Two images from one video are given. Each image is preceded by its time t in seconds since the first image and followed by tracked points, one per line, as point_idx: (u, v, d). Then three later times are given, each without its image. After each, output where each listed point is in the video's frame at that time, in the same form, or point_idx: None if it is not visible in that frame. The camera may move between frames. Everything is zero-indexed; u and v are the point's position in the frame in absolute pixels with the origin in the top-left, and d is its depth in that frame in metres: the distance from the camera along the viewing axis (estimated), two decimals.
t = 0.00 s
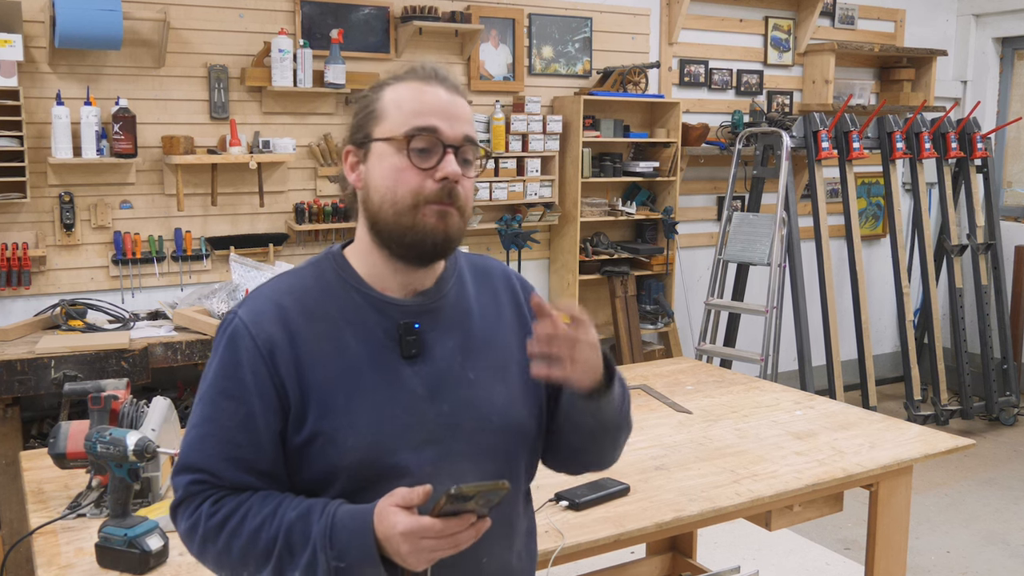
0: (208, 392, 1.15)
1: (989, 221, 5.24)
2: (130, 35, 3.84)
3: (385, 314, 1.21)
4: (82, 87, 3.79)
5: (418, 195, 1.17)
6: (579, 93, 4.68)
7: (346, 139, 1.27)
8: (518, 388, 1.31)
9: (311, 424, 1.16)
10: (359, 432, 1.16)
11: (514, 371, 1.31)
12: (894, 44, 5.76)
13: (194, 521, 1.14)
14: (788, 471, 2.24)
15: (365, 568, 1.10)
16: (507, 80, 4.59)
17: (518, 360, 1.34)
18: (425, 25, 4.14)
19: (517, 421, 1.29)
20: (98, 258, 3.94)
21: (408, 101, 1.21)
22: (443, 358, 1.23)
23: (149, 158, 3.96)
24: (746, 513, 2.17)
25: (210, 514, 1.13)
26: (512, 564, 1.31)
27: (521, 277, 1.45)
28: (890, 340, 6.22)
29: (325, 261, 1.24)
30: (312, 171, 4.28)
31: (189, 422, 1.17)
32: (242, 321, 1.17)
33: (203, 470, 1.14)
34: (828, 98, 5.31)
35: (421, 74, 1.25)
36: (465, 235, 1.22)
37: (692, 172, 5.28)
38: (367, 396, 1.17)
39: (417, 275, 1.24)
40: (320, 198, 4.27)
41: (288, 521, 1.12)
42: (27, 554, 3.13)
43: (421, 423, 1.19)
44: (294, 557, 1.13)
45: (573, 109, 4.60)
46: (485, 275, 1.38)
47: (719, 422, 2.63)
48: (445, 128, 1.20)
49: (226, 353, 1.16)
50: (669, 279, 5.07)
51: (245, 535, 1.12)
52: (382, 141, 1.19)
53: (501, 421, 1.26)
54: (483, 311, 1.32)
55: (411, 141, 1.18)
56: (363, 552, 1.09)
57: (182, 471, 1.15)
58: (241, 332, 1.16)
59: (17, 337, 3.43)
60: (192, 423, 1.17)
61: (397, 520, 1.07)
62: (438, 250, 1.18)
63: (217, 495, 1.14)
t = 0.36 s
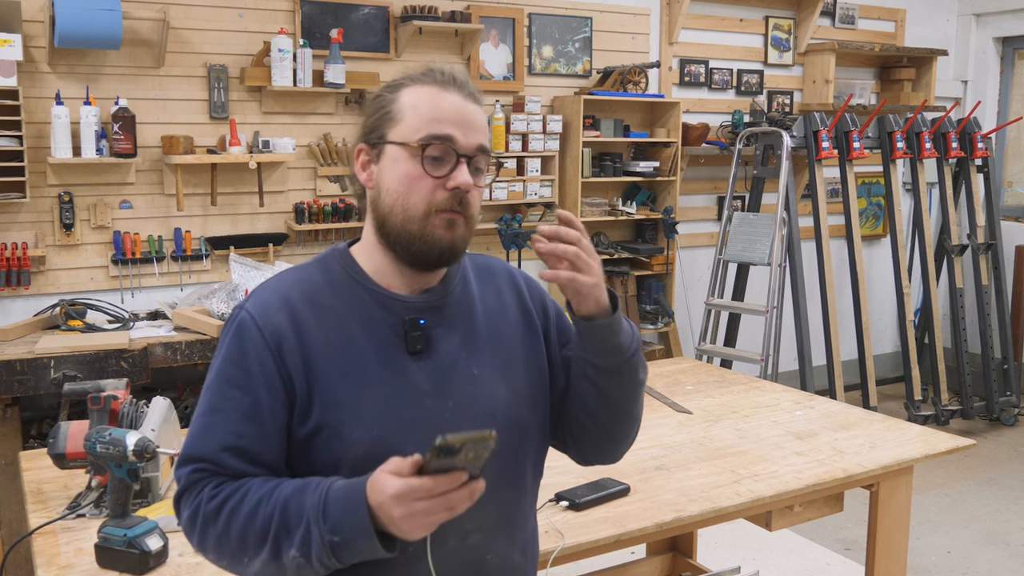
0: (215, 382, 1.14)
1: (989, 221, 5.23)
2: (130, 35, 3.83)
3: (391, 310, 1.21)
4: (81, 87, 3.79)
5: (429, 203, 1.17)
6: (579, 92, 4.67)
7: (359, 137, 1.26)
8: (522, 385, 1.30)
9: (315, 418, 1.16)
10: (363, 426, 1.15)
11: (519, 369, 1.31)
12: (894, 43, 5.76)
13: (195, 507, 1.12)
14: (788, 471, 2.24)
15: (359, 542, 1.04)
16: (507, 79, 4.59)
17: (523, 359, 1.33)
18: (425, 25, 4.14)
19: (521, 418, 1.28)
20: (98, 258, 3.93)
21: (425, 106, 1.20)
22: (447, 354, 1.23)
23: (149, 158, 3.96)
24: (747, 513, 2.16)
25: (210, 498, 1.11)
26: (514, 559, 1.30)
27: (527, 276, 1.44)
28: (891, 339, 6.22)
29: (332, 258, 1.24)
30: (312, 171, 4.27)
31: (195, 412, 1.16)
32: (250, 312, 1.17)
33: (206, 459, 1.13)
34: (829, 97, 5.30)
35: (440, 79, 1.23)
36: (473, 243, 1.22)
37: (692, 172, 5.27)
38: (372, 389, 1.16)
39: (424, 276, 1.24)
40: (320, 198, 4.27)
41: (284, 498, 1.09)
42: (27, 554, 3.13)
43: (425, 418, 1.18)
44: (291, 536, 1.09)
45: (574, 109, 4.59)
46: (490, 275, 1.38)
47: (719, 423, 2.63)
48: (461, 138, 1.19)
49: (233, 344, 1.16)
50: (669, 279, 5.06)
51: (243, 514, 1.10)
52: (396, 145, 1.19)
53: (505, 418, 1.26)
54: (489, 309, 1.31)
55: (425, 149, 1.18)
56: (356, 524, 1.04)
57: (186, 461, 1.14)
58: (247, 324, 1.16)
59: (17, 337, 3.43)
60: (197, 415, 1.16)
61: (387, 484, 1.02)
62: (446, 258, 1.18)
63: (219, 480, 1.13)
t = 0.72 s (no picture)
0: (246, 361, 1.07)
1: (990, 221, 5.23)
2: (130, 35, 3.83)
3: (401, 306, 1.20)
4: (81, 86, 3.78)
5: (417, 196, 1.18)
6: (579, 92, 4.67)
7: (351, 137, 1.27)
8: (525, 384, 1.31)
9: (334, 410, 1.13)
10: (382, 419, 1.14)
11: (523, 370, 1.32)
12: (895, 43, 5.75)
13: (247, 488, 1.00)
14: (788, 472, 2.23)
15: (453, 510, 0.98)
16: (507, 79, 4.59)
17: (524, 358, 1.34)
18: (425, 25, 4.14)
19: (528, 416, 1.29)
20: (98, 258, 3.93)
21: (408, 99, 1.19)
22: (459, 350, 1.23)
23: (149, 158, 3.96)
24: (747, 513, 2.16)
25: (266, 475, 1.00)
26: (523, 557, 1.32)
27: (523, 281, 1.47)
28: (891, 339, 6.22)
29: (337, 253, 1.23)
30: (312, 171, 4.27)
31: (219, 394, 1.08)
32: (271, 297, 1.13)
33: (252, 438, 1.03)
34: (829, 97, 5.30)
35: (424, 72, 1.22)
36: (467, 233, 1.23)
37: (692, 172, 5.27)
38: (388, 384, 1.15)
39: (428, 271, 1.24)
40: (320, 198, 4.26)
41: (360, 469, 1.00)
42: (26, 554, 3.12)
43: (442, 412, 1.18)
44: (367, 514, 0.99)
45: (574, 108, 4.59)
46: (491, 274, 1.39)
47: (719, 423, 2.63)
48: (443, 129, 1.18)
49: (260, 325, 1.11)
50: (669, 279, 5.06)
51: (310, 492, 0.99)
52: (380, 142, 1.19)
53: (514, 415, 1.26)
54: (494, 308, 1.32)
55: (407, 142, 1.18)
56: (455, 489, 0.97)
57: (224, 442, 1.03)
58: (270, 307, 1.12)
59: (16, 337, 3.43)
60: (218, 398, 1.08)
61: (502, 443, 0.98)
62: (439, 251, 1.19)
63: (273, 460, 1.02)
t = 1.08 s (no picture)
0: (249, 386, 1.11)
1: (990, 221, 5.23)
2: (129, 34, 3.82)
3: (411, 315, 1.21)
4: (81, 86, 3.78)
5: (415, 203, 1.18)
6: (579, 92, 4.67)
7: (351, 147, 1.27)
8: (534, 389, 1.33)
9: (345, 424, 1.15)
10: (395, 432, 1.15)
11: (530, 374, 1.34)
12: (895, 43, 5.75)
13: (246, 528, 1.09)
14: (789, 472, 2.23)
15: (439, 564, 1.08)
16: (507, 79, 4.58)
17: (533, 362, 1.36)
18: (425, 24, 4.14)
19: (535, 422, 1.32)
20: (97, 258, 3.93)
21: (402, 104, 1.20)
22: (470, 360, 1.24)
23: (148, 157, 3.95)
24: (747, 513, 2.15)
25: (265, 519, 1.09)
26: (525, 563, 1.36)
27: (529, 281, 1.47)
28: (891, 340, 6.22)
29: (346, 258, 1.23)
30: (312, 171, 4.26)
31: (221, 420, 1.12)
32: (275, 315, 1.14)
33: (253, 471, 1.10)
34: (829, 97, 5.30)
35: (415, 74, 1.22)
36: (470, 236, 1.22)
37: (693, 172, 5.26)
38: (401, 396, 1.16)
39: (435, 276, 1.25)
40: (320, 198, 4.26)
41: (355, 519, 1.09)
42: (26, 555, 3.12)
43: (453, 423, 1.19)
44: (361, 559, 1.09)
45: (574, 108, 4.59)
46: (501, 276, 1.39)
47: (719, 423, 2.62)
48: (435, 131, 1.19)
49: (263, 348, 1.12)
50: (669, 279, 5.05)
51: (307, 538, 1.08)
52: (377, 151, 1.20)
53: (522, 422, 1.28)
54: (504, 313, 1.33)
55: (400, 148, 1.18)
56: (441, 549, 1.08)
57: (224, 474, 1.11)
58: (275, 327, 1.13)
59: (16, 337, 3.43)
60: (224, 419, 1.12)
61: (489, 511, 1.06)
62: (440, 256, 1.19)
63: (272, 498, 1.10)
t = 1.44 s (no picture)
0: (237, 387, 1.11)
1: (991, 221, 5.22)
2: (129, 34, 3.82)
3: (397, 310, 1.21)
4: (80, 86, 3.78)
5: (395, 198, 1.17)
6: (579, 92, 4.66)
7: (332, 151, 1.27)
8: (527, 381, 1.32)
9: (334, 421, 1.15)
10: (382, 426, 1.15)
11: (523, 367, 1.33)
12: (896, 43, 5.74)
13: (237, 526, 1.09)
14: (789, 472, 2.23)
15: (429, 554, 1.08)
16: (507, 79, 4.58)
17: (526, 355, 1.35)
18: (424, 24, 4.14)
19: (530, 414, 1.30)
20: (97, 258, 3.92)
21: (377, 103, 1.20)
22: (458, 352, 1.23)
23: (148, 157, 3.95)
24: (748, 513, 2.15)
25: (256, 516, 1.08)
26: (526, 556, 1.35)
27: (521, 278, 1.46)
28: (891, 339, 6.22)
29: (332, 259, 1.23)
30: (312, 171, 4.26)
31: (212, 422, 1.13)
32: (261, 317, 1.15)
33: (243, 470, 1.10)
34: (830, 97, 5.29)
35: (389, 74, 1.22)
36: (452, 227, 1.21)
37: (693, 172, 5.26)
38: (389, 391, 1.16)
39: (422, 271, 1.24)
40: (320, 198, 4.26)
41: (344, 513, 1.09)
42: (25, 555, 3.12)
43: (442, 416, 1.19)
44: (352, 552, 1.09)
45: (574, 108, 4.59)
46: (491, 271, 1.39)
47: (720, 423, 2.62)
48: (411, 127, 1.19)
49: (250, 349, 1.13)
50: (669, 279, 5.04)
51: (297, 533, 1.08)
52: (355, 151, 1.20)
53: (516, 414, 1.27)
54: (493, 306, 1.32)
55: (378, 146, 1.18)
56: (430, 538, 1.07)
57: (216, 474, 1.11)
58: (260, 328, 1.14)
59: (15, 337, 3.42)
60: (215, 422, 1.12)
61: (474, 499, 1.06)
62: (422, 248, 1.18)
63: (262, 495, 1.10)
